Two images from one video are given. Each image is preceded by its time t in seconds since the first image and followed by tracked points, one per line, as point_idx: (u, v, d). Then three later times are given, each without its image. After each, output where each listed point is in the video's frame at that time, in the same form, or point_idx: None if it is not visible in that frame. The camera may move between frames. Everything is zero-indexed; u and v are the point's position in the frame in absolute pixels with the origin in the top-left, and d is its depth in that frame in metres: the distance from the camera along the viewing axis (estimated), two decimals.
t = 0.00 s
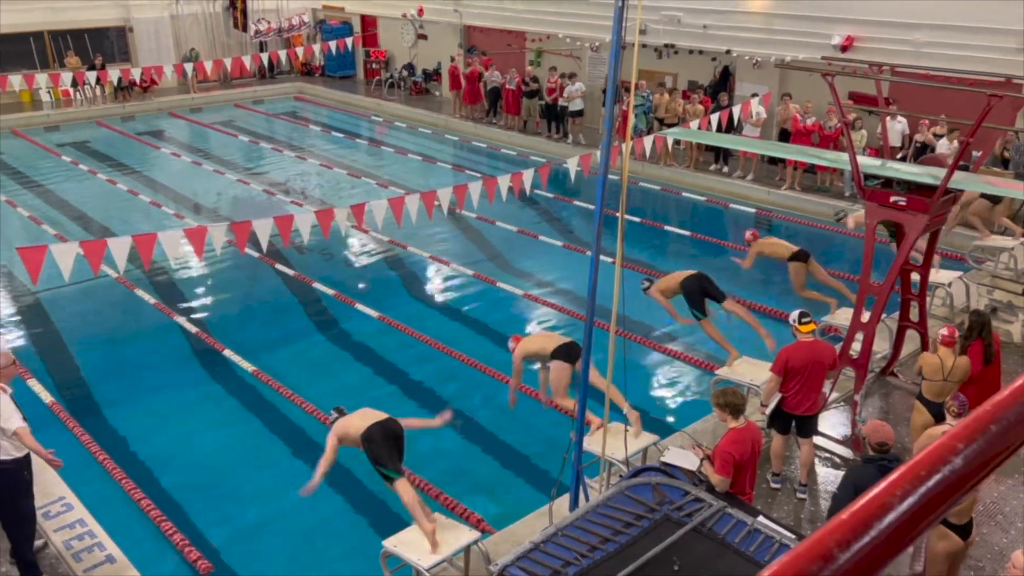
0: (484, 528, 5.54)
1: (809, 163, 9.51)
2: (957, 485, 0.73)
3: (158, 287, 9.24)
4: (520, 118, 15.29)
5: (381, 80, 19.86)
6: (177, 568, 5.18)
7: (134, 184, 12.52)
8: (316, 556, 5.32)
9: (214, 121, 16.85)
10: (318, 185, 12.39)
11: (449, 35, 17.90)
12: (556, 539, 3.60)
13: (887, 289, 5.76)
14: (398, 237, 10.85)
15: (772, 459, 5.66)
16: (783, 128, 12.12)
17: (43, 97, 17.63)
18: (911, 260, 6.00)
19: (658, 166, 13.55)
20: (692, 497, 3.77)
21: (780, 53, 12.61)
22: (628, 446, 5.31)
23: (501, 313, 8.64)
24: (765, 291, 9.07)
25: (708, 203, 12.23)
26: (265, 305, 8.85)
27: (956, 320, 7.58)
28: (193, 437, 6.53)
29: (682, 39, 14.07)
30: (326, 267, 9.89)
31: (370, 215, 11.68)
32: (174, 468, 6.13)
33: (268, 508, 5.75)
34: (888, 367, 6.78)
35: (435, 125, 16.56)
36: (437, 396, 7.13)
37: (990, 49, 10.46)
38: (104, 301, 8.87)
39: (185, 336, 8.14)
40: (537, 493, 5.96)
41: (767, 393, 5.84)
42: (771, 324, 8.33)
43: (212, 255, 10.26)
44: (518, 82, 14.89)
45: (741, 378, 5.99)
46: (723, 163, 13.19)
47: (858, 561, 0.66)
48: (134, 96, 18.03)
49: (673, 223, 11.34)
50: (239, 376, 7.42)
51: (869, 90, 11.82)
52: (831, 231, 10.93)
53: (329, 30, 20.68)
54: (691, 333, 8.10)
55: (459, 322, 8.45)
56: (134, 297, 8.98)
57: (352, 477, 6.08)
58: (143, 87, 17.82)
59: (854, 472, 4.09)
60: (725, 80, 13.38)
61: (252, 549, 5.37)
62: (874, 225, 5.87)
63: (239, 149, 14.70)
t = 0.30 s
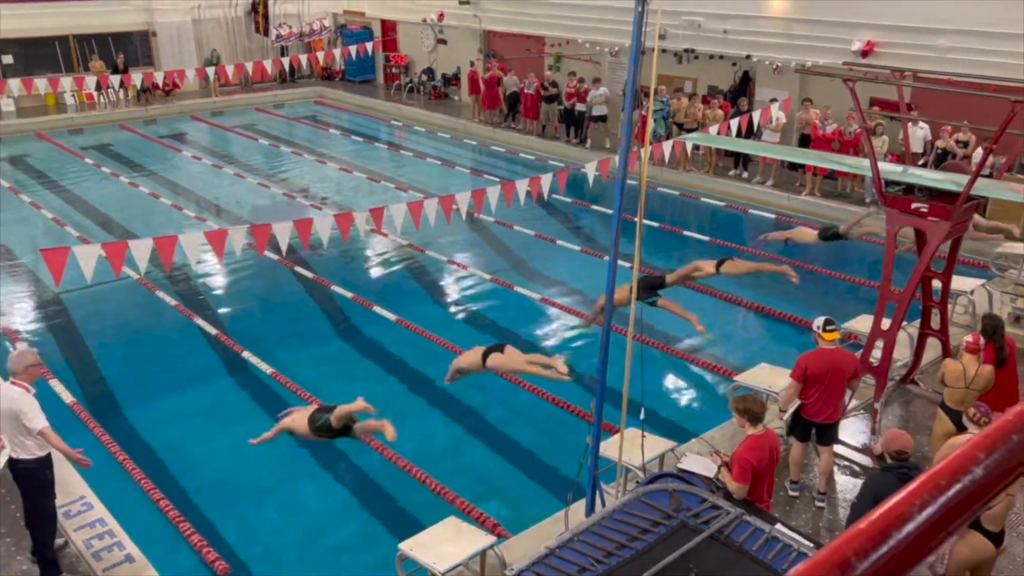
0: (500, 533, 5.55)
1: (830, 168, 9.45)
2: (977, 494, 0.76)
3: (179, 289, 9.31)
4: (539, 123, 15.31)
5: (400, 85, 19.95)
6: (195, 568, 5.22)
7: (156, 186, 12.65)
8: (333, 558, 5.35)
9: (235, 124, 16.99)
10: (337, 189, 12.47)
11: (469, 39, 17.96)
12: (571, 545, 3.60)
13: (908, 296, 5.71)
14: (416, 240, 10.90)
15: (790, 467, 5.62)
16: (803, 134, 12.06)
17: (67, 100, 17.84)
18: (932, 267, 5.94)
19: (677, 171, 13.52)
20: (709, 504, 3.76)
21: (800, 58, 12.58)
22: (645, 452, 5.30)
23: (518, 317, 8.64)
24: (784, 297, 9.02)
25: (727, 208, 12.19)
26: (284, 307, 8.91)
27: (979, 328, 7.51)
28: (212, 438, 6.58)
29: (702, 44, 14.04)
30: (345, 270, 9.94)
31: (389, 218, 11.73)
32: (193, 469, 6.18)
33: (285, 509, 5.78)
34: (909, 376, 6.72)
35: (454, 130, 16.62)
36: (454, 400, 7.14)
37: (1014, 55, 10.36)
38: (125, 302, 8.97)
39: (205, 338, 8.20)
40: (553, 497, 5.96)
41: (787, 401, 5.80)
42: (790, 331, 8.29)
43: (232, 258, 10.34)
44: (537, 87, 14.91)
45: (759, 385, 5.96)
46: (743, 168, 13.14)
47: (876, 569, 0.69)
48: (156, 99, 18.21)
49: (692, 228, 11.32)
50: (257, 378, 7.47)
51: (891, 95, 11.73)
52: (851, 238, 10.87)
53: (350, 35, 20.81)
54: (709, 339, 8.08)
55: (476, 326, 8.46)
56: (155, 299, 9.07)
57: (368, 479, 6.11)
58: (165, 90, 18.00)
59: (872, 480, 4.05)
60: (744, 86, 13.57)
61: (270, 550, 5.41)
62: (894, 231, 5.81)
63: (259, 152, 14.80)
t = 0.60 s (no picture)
0: (522, 536, 5.54)
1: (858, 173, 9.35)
2: (1011, 504, 0.76)
3: (205, 290, 9.41)
4: (563, 126, 15.30)
5: (426, 88, 20.03)
6: (219, 567, 5.26)
7: (184, 188, 12.79)
8: (355, 559, 5.37)
9: (262, 127, 17.14)
10: (362, 191, 12.53)
11: (494, 43, 18.00)
12: (593, 549, 3.59)
13: (937, 302, 5.63)
14: (440, 243, 10.93)
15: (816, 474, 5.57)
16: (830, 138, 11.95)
17: (98, 102, 18.10)
18: (961, 273, 5.86)
19: (703, 174, 13.46)
20: (733, 510, 3.73)
21: (826, 61, 12.49)
22: (669, 457, 5.26)
23: (541, 320, 8.64)
24: (811, 303, 8.93)
25: (753, 213, 12.11)
26: (309, 309, 8.97)
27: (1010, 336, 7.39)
28: (237, 437, 6.64)
29: (729, 47, 13.97)
30: (370, 272, 9.99)
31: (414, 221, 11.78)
32: (218, 468, 6.23)
33: (308, 510, 5.82)
34: (937, 384, 6.62)
35: (479, 133, 16.66)
36: (477, 403, 7.15)
37: None
38: (153, 303, 9.07)
39: (230, 339, 8.28)
40: (575, 501, 5.94)
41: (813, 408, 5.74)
42: (816, 336, 8.21)
43: (258, 260, 10.43)
44: (561, 90, 14.90)
45: (785, 391, 5.91)
46: (769, 173, 13.05)
47: None
48: (185, 102, 18.41)
49: (717, 233, 11.25)
50: (282, 379, 7.53)
51: (920, 100, 11.60)
52: (878, 243, 10.74)
53: (376, 38, 20.93)
54: (733, 344, 8.02)
55: (500, 329, 8.47)
56: (182, 299, 9.16)
57: (391, 481, 6.13)
58: (193, 93, 18.20)
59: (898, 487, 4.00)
60: (772, 89, 13.44)
61: (293, 550, 5.44)
62: (923, 237, 5.72)
63: (286, 155, 14.92)
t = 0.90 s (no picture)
0: (535, 537, 5.55)
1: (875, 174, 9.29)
2: None
3: (221, 288, 9.46)
4: (578, 127, 15.31)
5: (441, 88, 20.08)
6: (234, 564, 5.30)
7: (201, 187, 12.88)
8: (369, 557, 5.40)
9: (279, 126, 17.23)
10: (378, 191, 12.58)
11: (510, 43, 18.02)
12: (607, 550, 3.58)
13: (955, 305, 5.59)
14: (455, 243, 10.96)
15: (832, 477, 5.54)
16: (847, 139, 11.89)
17: (116, 102, 18.25)
18: (980, 276, 5.80)
19: (718, 175, 13.42)
20: (747, 513, 3.71)
21: (843, 62, 12.43)
22: (683, 458, 5.25)
23: (554, 320, 8.65)
24: (827, 305, 8.88)
25: (769, 213, 12.06)
26: (324, 307, 9.02)
27: None
28: (252, 434, 6.68)
29: (745, 48, 13.92)
30: (385, 271, 10.03)
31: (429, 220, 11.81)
32: (233, 465, 6.27)
33: (322, 508, 5.85)
34: (954, 387, 6.57)
35: (494, 133, 16.67)
36: (490, 402, 7.16)
37: None
38: (170, 300, 9.14)
39: (247, 336, 8.33)
40: (588, 502, 5.95)
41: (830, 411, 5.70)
42: (831, 338, 8.18)
43: (274, 259, 10.48)
44: (577, 90, 14.91)
45: (800, 394, 5.87)
46: (786, 174, 13.00)
47: None
48: (202, 101, 18.54)
49: (733, 233, 11.21)
50: (298, 377, 7.56)
51: (939, 101, 11.52)
52: (895, 244, 10.68)
53: (392, 38, 20.99)
54: (747, 346, 8.00)
55: (514, 329, 8.48)
56: (199, 297, 9.23)
57: (405, 480, 6.15)
58: (211, 92, 18.32)
59: (912, 490, 3.97)
60: (789, 89, 13.26)
61: (307, 548, 5.47)
62: (941, 239, 5.70)
63: (302, 154, 15.00)
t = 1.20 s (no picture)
0: (545, 535, 5.56)
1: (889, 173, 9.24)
2: None
3: (234, 286, 9.50)
4: (590, 126, 15.32)
5: (453, 86, 20.10)
6: (246, 560, 5.33)
7: (214, 185, 12.94)
8: (380, 554, 5.42)
9: (291, 124, 17.30)
10: (390, 189, 12.61)
11: (523, 42, 18.01)
12: (617, 550, 3.58)
13: (969, 306, 5.56)
14: (466, 241, 10.98)
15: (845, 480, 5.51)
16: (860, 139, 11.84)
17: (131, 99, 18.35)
18: (994, 276, 5.77)
19: (731, 175, 13.38)
20: (758, 514, 3.70)
21: (857, 62, 12.38)
22: (693, 458, 5.24)
23: (565, 319, 8.65)
24: (839, 305, 8.83)
25: (781, 213, 12.01)
26: (336, 305, 9.05)
27: None
28: (263, 431, 6.71)
29: (758, 47, 13.87)
30: (397, 269, 10.05)
31: (440, 219, 11.83)
32: (244, 462, 6.30)
33: (332, 505, 5.86)
34: (968, 388, 6.53)
35: (506, 132, 16.67)
36: (501, 401, 7.17)
37: None
38: (182, 297, 9.19)
39: (259, 333, 8.38)
40: (598, 501, 5.95)
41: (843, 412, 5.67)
42: (843, 338, 8.15)
43: (286, 257, 10.52)
44: (589, 89, 14.91)
45: (812, 394, 5.85)
46: (799, 173, 12.95)
47: None
48: (215, 99, 18.63)
49: (745, 233, 11.17)
50: (309, 375, 7.59)
51: (953, 100, 11.46)
52: (908, 245, 10.61)
53: (405, 36, 21.02)
54: (759, 346, 7.98)
55: (524, 328, 8.48)
56: (212, 294, 9.28)
57: (415, 478, 6.16)
58: (224, 91, 18.40)
59: (924, 491, 3.94)
60: (802, 88, 13.28)
61: (318, 544, 5.49)
62: (955, 240, 5.68)
63: (314, 152, 15.04)
